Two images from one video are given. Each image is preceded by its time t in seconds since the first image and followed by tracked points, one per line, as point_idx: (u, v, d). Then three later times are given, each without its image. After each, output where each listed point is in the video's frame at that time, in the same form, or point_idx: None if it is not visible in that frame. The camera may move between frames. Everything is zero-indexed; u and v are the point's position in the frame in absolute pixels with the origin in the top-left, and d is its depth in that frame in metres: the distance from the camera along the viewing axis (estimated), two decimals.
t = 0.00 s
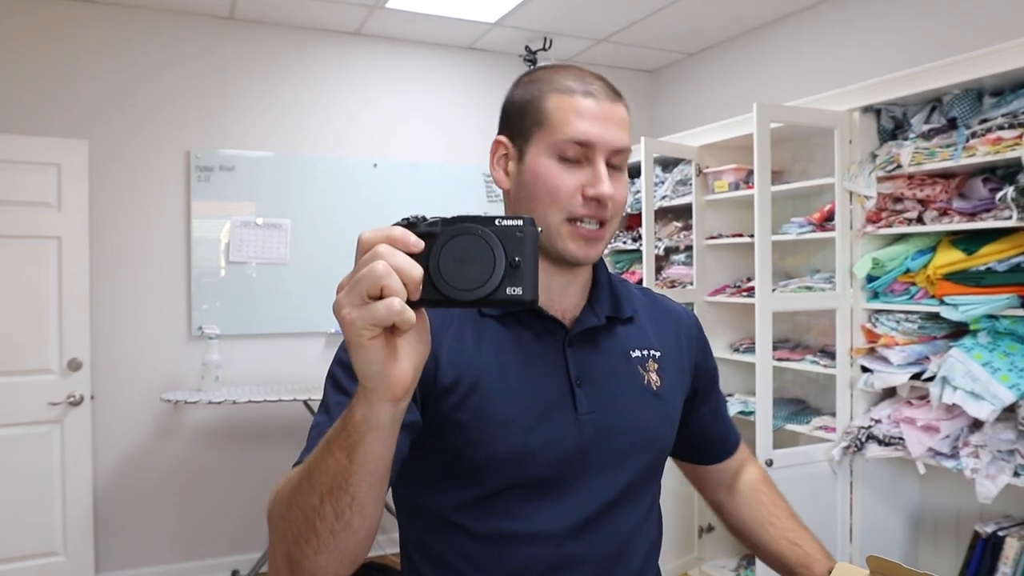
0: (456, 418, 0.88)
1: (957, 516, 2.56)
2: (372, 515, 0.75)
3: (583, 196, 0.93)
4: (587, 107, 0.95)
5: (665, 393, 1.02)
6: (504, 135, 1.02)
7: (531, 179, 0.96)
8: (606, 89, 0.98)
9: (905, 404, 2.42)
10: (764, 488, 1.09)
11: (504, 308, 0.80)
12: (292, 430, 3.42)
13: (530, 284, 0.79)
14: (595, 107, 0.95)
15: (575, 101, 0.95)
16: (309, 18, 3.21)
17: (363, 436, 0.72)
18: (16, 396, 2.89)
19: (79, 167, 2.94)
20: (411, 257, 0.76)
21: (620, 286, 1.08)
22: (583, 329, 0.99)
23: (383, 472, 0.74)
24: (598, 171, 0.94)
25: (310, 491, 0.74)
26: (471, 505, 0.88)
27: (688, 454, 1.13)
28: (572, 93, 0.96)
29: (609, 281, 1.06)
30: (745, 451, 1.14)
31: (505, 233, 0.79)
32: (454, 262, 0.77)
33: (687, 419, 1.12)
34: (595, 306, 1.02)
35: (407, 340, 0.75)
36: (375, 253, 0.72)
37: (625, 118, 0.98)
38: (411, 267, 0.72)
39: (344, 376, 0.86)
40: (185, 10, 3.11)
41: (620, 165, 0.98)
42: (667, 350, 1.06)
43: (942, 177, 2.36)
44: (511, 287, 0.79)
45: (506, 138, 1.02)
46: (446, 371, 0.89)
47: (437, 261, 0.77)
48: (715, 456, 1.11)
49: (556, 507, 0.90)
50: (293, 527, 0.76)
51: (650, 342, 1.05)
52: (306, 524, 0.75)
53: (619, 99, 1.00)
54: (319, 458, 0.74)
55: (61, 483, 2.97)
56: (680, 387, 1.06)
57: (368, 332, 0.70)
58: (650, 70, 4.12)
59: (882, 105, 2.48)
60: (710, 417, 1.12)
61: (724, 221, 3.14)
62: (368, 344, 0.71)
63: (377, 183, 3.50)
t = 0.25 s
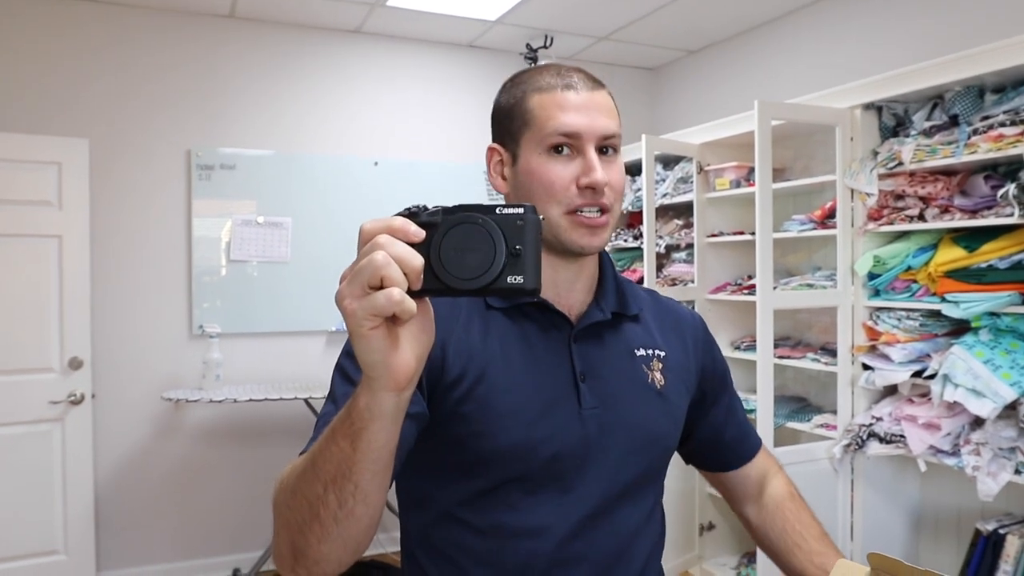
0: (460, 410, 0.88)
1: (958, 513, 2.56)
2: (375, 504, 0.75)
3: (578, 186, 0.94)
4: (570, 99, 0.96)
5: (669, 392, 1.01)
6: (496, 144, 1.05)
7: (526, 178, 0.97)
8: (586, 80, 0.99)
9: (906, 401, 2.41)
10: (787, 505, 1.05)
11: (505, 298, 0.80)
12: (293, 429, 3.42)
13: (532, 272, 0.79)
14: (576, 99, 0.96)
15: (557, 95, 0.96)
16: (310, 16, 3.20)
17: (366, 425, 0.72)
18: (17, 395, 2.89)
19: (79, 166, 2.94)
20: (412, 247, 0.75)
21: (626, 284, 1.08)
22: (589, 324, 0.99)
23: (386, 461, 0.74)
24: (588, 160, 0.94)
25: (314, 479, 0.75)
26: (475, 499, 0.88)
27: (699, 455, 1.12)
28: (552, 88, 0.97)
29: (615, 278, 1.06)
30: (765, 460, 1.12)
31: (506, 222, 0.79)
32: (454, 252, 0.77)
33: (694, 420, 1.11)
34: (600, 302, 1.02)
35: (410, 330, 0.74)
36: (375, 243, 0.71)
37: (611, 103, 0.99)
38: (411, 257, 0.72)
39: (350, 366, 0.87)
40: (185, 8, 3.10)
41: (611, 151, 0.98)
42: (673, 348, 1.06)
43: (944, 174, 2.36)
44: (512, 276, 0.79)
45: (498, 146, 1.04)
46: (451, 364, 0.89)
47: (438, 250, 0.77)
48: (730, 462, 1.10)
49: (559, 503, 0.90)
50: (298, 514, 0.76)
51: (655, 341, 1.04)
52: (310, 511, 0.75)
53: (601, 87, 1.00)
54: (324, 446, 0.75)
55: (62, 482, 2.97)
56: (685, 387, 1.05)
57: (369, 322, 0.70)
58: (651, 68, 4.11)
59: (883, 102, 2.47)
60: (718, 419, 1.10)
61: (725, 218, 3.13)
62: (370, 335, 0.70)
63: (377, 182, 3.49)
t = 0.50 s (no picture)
0: (463, 412, 0.88)
1: (959, 516, 2.56)
2: (372, 505, 0.75)
3: (585, 194, 0.94)
4: (577, 108, 0.96)
5: (670, 402, 1.01)
6: (505, 152, 1.05)
7: (533, 186, 0.98)
8: (595, 87, 0.99)
9: (906, 404, 2.41)
10: (792, 527, 1.04)
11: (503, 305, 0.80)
12: (292, 432, 3.42)
13: (531, 280, 0.79)
14: (584, 108, 0.96)
15: (565, 104, 0.97)
16: (309, 20, 3.21)
17: (365, 426, 0.72)
18: (16, 399, 2.89)
19: (79, 170, 2.94)
20: (411, 253, 0.76)
21: (631, 293, 1.08)
22: (593, 331, 0.99)
23: (384, 464, 0.74)
24: (596, 169, 0.95)
25: (313, 480, 0.75)
26: (474, 501, 0.88)
27: (699, 469, 1.12)
28: (560, 96, 0.98)
29: (620, 287, 1.06)
30: (769, 479, 1.11)
31: (506, 229, 0.79)
32: (454, 257, 0.77)
33: (694, 431, 1.11)
34: (605, 310, 1.02)
35: (410, 334, 0.75)
36: (374, 249, 0.72)
37: (618, 112, 0.99)
38: (411, 262, 0.72)
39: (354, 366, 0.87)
40: (185, 12, 3.11)
41: (619, 159, 0.99)
42: (675, 358, 1.06)
43: (942, 177, 2.36)
44: (511, 283, 0.79)
45: (507, 153, 1.04)
46: (455, 365, 0.90)
47: (437, 256, 0.77)
48: (733, 479, 1.09)
49: (558, 508, 0.89)
50: (296, 512, 0.76)
51: (658, 351, 1.04)
52: (308, 510, 0.75)
53: (610, 95, 1.01)
54: (323, 446, 0.75)
55: (62, 486, 2.97)
56: (686, 398, 1.05)
57: (367, 328, 0.70)
58: (650, 71, 4.12)
59: (882, 105, 2.48)
60: (719, 432, 1.10)
61: (724, 221, 3.14)
62: (368, 340, 0.71)
63: (377, 185, 3.50)
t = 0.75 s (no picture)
0: (465, 413, 0.88)
1: (963, 518, 2.55)
2: (384, 504, 0.76)
3: (590, 201, 0.95)
4: (589, 113, 0.96)
5: (672, 405, 1.01)
6: (517, 150, 1.06)
7: (540, 188, 0.98)
8: (610, 93, 0.99)
9: (909, 406, 2.41)
10: (796, 532, 1.04)
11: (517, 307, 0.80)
12: (294, 434, 3.42)
13: (546, 282, 0.79)
14: (597, 114, 0.96)
15: (577, 108, 0.97)
16: (311, 22, 3.21)
17: (379, 425, 0.72)
18: (19, 401, 2.89)
19: (82, 173, 2.94)
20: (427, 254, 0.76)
21: (635, 297, 1.08)
22: (596, 334, 0.99)
23: (397, 464, 0.74)
24: (603, 175, 0.95)
25: (326, 477, 0.75)
26: (476, 501, 0.88)
27: (700, 472, 1.12)
28: (573, 100, 0.98)
29: (624, 291, 1.06)
30: (772, 484, 1.11)
31: (522, 231, 0.79)
32: (469, 259, 0.77)
33: (695, 436, 1.11)
34: (608, 314, 1.02)
35: (427, 335, 0.75)
36: (392, 250, 0.72)
37: (632, 120, 0.99)
38: (428, 263, 0.72)
39: (361, 364, 0.87)
40: (187, 15, 3.12)
41: (628, 167, 0.98)
42: (678, 361, 1.06)
43: (945, 179, 2.36)
44: (525, 286, 0.79)
45: (518, 152, 1.05)
46: (459, 366, 0.90)
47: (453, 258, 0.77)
48: (734, 484, 1.09)
49: (557, 509, 0.90)
50: (308, 510, 0.76)
51: (660, 355, 1.04)
52: (320, 508, 0.75)
53: (625, 102, 1.00)
54: (336, 445, 0.75)
55: (65, 488, 2.97)
56: (688, 402, 1.04)
57: (384, 328, 0.70)
58: (651, 73, 4.12)
59: (885, 106, 2.48)
60: (721, 437, 1.10)
61: (726, 223, 3.14)
62: (385, 340, 0.71)
63: (379, 187, 3.50)
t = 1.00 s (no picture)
0: (455, 418, 0.88)
1: (961, 516, 2.55)
2: (372, 522, 0.76)
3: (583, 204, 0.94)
4: (592, 114, 0.96)
5: (664, 405, 1.01)
6: (515, 144, 1.05)
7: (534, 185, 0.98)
8: (616, 95, 0.99)
9: (908, 404, 2.41)
10: (780, 523, 1.07)
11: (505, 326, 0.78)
12: (294, 432, 3.42)
13: (532, 302, 0.77)
14: (600, 116, 0.96)
15: (580, 108, 0.97)
16: (311, 20, 3.21)
17: (365, 448, 0.72)
18: (19, 400, 2.89)
19: (81, 171, 2.94)
20: (411, 275, 0.74)
21: (627, 296, 1.08)
22: (588, 336, 0.99)
23: (384, 483, 0.74)
24: (598, 180, 0.95)
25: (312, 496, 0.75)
26: (467, 504, 0.89)
27: (692, 469, 1.12)
28: (577, 99, 0.97)
29: (616, 290, 1.06)
30: (761, 479, 1.12)
31: (507, 250, 0.78)
32: (454, 280, 0.75)
33: (687, 433, 1.11)
34: (601, 315, 1.02)
35: (413, 358, 0.74)
36: (375, 273, 0.70)
37: (635, 125, 0.99)
38: (413, 286, 0.70)
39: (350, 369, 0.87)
40: (187, 13, 3.11)
41: (627, 173, 0.98)
42: (671, 361, 1.06)
43: (944, 177, 2.36)
44: (512, 306, 0.77)
45: (516, 146, 1.04)
46: (448, 371, 0.90)
47: (437, 279, 0.75)
48: (725, 481, 1.10)
49: (548, 511, 0.90)
50: (296, 526, 0.77)
51: (653, 354, 1.04)
52: (309, 524, 0.75)
53: (631, 105, 1.00)
54: (322, 465, 0.75)
55: (64, 486, 2.97)
56: (681, 401, 1.05)
57: (369, 355, 0.69)
58: (651, 71, 4.12)
59: (884, 105, 2.48)
60: (713, 435, 1.10)
61: (725, 221, 3.14)
62: (370, 366, 0.69)
63: (378, 186, 3.50)
